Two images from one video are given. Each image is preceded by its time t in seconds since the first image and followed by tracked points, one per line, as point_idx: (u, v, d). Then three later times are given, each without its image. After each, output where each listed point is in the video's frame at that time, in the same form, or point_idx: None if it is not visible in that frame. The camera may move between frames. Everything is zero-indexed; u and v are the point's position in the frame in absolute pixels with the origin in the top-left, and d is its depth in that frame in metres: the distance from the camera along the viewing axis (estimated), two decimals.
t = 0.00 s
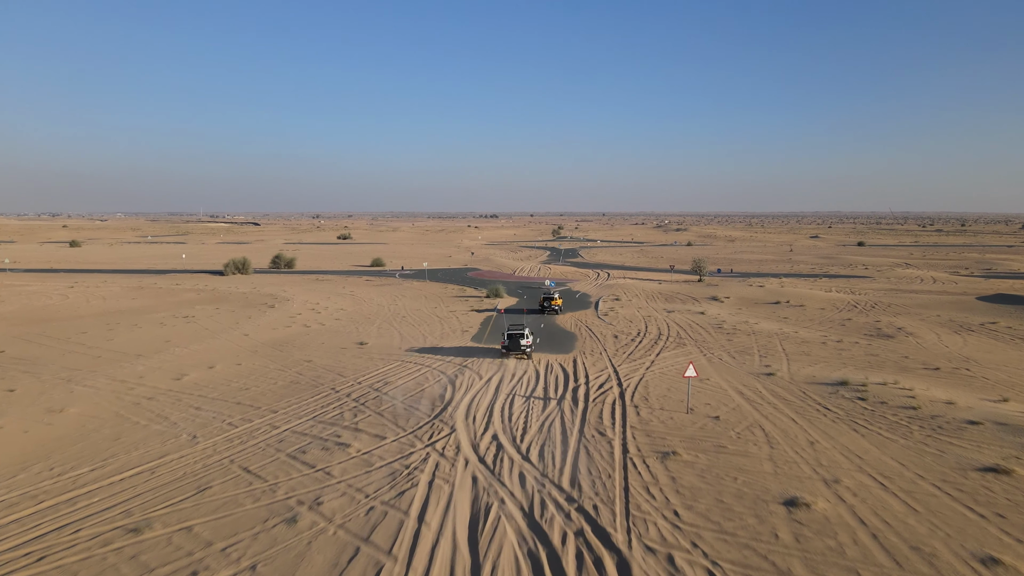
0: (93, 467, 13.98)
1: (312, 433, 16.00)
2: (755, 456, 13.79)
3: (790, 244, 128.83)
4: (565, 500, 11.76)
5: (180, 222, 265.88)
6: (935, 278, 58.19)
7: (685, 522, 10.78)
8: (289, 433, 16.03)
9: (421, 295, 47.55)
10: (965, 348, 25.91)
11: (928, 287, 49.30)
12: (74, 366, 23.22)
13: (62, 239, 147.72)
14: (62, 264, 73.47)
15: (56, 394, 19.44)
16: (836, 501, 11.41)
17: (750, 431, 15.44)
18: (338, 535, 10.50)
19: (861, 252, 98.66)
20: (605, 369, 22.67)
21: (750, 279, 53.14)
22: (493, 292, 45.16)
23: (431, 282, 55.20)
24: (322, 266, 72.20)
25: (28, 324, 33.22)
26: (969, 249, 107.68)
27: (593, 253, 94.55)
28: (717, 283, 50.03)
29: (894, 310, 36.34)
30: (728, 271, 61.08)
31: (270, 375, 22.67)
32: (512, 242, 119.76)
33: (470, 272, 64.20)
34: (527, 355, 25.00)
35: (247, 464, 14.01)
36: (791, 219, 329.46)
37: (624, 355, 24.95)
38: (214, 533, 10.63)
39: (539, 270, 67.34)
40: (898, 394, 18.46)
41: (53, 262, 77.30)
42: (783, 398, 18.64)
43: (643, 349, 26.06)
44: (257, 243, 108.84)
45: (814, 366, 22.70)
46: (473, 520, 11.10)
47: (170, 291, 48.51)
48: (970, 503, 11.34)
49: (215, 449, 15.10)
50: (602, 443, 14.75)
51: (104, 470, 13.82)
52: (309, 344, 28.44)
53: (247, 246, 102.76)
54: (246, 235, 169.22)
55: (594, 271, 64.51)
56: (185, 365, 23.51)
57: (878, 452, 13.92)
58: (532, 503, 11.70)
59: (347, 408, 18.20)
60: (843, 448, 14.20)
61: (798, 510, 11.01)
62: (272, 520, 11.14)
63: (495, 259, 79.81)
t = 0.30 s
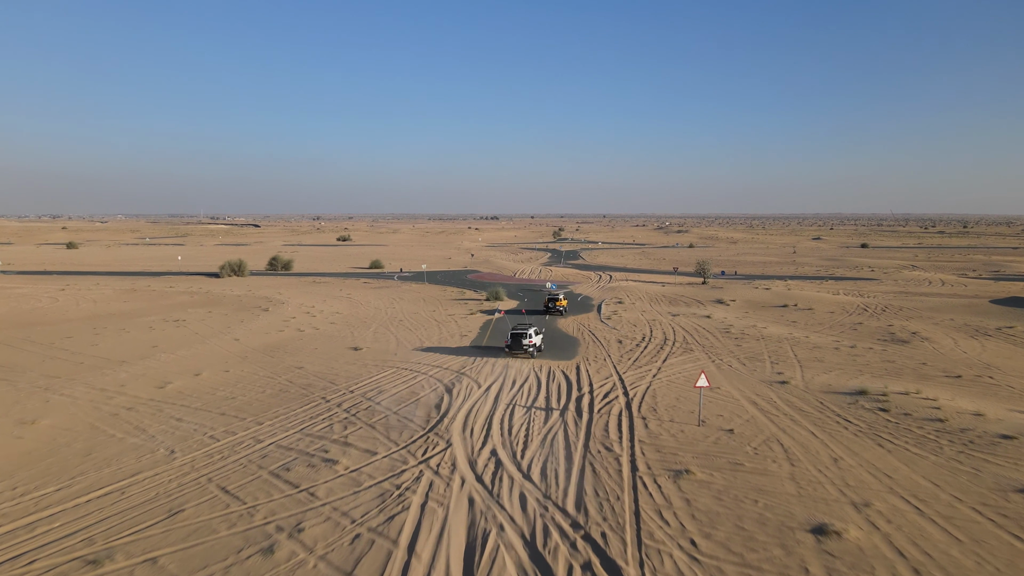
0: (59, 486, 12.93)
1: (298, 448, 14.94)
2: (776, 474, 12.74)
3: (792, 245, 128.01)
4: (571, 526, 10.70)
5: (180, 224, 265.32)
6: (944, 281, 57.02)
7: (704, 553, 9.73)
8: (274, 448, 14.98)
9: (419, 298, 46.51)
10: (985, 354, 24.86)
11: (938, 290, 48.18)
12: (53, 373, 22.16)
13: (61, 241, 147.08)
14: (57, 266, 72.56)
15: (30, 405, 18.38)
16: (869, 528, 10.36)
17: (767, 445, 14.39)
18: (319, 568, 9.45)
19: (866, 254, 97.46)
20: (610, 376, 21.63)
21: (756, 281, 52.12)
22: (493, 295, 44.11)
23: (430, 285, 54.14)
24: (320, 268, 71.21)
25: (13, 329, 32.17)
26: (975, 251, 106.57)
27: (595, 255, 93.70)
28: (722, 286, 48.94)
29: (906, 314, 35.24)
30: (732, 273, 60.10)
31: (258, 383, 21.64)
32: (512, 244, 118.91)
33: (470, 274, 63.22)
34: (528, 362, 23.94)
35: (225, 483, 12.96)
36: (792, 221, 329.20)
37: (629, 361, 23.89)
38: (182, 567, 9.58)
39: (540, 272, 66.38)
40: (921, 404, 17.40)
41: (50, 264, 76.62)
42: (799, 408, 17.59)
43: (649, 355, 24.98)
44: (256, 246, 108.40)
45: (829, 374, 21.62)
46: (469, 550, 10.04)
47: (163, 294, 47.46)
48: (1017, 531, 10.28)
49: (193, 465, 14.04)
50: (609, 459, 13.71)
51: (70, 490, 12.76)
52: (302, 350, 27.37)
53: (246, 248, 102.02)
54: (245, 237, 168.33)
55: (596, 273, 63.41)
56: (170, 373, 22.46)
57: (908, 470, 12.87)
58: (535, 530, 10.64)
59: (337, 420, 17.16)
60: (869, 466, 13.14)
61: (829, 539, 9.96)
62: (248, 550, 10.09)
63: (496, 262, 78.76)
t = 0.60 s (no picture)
0: (22, 509, 11.90)
1: (284, 464, 13.93)
2: (800, 493, 11.79)
3: (790, 246, 130.18)
4: (581, 555, 9.72)
5: (173, 224, 263.77)
6: (946, 282, 56.26)
7: None
8: (258, 464, 13.96)
9: (414, 300, 45.49)
10: (1001, 359, 23.98)
11: (942, 292, 47.42)
12: (29, 380, 21.10)
13: (51, 241, 145.45)
14: (46, 268, 71.38)
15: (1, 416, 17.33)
16: (910, 556, 9.42)
17: (787, 460, 13.44)
18: None
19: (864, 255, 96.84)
20: (614, 383, 20.66)
21: (757, 283, 51.27)
22: (490, 297, 43.10)
23: (425, 287, 53.11)
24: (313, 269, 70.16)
25: None
26: (971, 252, 106.45)
27: (592, 256, 92.89)
28: (722, 287, 48.07)
29: (914, 317, 34.40)
30: (732, 274, 59.22)
31: (245, 390, 20.61)
32: (508, 245, 118.24)
33: (466, 276, 62.20)
34: (528, 369, 22.95)
35: (203, 504, 11.93)
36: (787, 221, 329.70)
37: (633, 367, 22.94)
38: None
39: (538, 273, 65.46)
40: (944, 413, 16.48)
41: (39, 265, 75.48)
42: (816, 417, 16.65)
43: (654, 361, 24.00)
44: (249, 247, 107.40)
45: (843, 380, 20.70)
46: None
47: (151, 296, 46.36)
48: None
49: (169, 484, 13.02)
50: (618, 476, 12.73)
51: (33, 512, 11.72)
52: (291, 355, 26.29)
53: (239, 249, 101.03)
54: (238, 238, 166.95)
55: (594, 274, 62.48)
56: (152, 380, 21.41)
57: (942, 489, 11.93)
58: (542, 558, 9.66)
59: (327, 432, 16.13)
60: (899, 483, 12.20)
61: (868, 570, 9.01)
62: None
63: (492, 262, 77.95)
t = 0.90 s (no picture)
0: None
1: (266, 483, 12.87)
2: (827, 516, 10.83)
3: (786, 246, 131.10)
4: None
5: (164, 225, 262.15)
6: (947, 283, 55.52)
7: None
8: (237, 483, 12.89)
9: (407, 303, 44.41)
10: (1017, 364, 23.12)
11: (944, 294, 46.64)
12: None
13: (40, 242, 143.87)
14: (30, 269, 69.90)
15: None
16: None
17: (809, 478, 12.47)
18: None
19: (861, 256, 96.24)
20: (616, 391, 19.68)
21: (755, 284, 50.43)
22: (485, 299, 42.07)
23: (419, 288, 52.03)
24: (304, 270, 68.98)
25: None
26: (967, 252, 106.49)
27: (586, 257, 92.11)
28: (721, 288, 47.18)
29: (920, 319, 33.55)
30: (730, 275, 58.39)
31: (228, 399, 19.52)
32: (501, 246, 117.49)
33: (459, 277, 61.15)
34: (526, 375, 21.97)
35: (174, 531, 10.87)
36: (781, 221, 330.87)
37: (635, 374, 21.95)
38: None
39: (532, 274, 64.51)
40: (970, 424, 15.56)
41: (23, 266, 74.00)
42: (834, 429, 15.69)
43: (657, 366, 23.04)
44: (240, 248, 106.40)
45: (856, 387, 19.79)
46: None
47: (136, 299, 45.11)
48: None
49: (140, 507, 11.94)
50: (629, 497, 11.74)
51: None
52: (279, 361, 25.18)
53: (228, 250, 99.61)
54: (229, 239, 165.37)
55: (590, 275, 61.51)
56: (130, 389, 20.27)
57: (981, 512, 10.99)
58: None
59: (313, 446, 15.08)
60: (934, 505, 11.26)
61: None
62: None
63: (485, 263, 77.02)
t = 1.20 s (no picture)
0: None
1: (241, 507, 11.75)
2: (860, 547, 9.80)
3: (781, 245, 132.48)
4: None
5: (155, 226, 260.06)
6: (948, 284, 54.62)
7: None
8: (209, 508, 11.76)
9: (399, 305, 43.29)
10: None
11: (948, 295, 45.68)
12: None
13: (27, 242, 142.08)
14: (13, 270, 68.32)
15: None
16: None
17: (835, 501, 11.42)
18: None
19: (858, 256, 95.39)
20: (619, 401, 18.62)
21: (754, 285, 49.60)
22: (480, 302, 40.94)
23: (411, 290, 50.86)
24: (295, 271, 67.73)
25: None
26: (964, 253, 105.92)
27: (581, 257, 91.35)
28: (721, 290, 46.17)
29: (927, 322, 32.58)
30: (727, 276, 57.57)
31: (208, 410, 18.39)
32: (495, 247, 116.65)
33: (453, 278, 60.07)
34: (523, 384, 20.87)
35: (135, 567, 9.75)
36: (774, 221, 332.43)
37: (638, 382, 20.92)
38: None
39: (527, 275, 63.55)
40: (998, 437, 14.58)
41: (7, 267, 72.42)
42: (854, 443, 14.68)
43: (660, 374, 21.95)
44: (230, 249, 105.08)
45: (871, 396, 18.76)
46: None
47: (120, 301, 43.79)
48: None
49: (99, 537, 10.79)
50: (640, 525, 10.66)
51: None
52: (263, 368, 23.99)
53: (218, 251, 98.18)
54: (220, 239, 163.85)
55: (587, 276, 60.41)
56: (104, 399, 19.10)
57: None
58: None
59: (294, 464, 13.95)
60: (976, 533, 10.25)
61: None
62: None
63: (479, 264, 76.03)
